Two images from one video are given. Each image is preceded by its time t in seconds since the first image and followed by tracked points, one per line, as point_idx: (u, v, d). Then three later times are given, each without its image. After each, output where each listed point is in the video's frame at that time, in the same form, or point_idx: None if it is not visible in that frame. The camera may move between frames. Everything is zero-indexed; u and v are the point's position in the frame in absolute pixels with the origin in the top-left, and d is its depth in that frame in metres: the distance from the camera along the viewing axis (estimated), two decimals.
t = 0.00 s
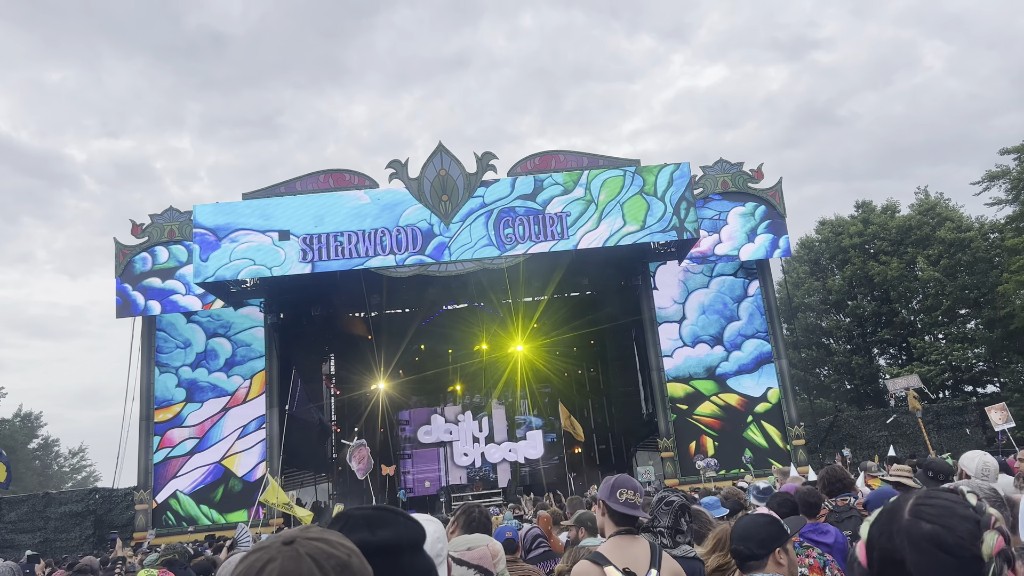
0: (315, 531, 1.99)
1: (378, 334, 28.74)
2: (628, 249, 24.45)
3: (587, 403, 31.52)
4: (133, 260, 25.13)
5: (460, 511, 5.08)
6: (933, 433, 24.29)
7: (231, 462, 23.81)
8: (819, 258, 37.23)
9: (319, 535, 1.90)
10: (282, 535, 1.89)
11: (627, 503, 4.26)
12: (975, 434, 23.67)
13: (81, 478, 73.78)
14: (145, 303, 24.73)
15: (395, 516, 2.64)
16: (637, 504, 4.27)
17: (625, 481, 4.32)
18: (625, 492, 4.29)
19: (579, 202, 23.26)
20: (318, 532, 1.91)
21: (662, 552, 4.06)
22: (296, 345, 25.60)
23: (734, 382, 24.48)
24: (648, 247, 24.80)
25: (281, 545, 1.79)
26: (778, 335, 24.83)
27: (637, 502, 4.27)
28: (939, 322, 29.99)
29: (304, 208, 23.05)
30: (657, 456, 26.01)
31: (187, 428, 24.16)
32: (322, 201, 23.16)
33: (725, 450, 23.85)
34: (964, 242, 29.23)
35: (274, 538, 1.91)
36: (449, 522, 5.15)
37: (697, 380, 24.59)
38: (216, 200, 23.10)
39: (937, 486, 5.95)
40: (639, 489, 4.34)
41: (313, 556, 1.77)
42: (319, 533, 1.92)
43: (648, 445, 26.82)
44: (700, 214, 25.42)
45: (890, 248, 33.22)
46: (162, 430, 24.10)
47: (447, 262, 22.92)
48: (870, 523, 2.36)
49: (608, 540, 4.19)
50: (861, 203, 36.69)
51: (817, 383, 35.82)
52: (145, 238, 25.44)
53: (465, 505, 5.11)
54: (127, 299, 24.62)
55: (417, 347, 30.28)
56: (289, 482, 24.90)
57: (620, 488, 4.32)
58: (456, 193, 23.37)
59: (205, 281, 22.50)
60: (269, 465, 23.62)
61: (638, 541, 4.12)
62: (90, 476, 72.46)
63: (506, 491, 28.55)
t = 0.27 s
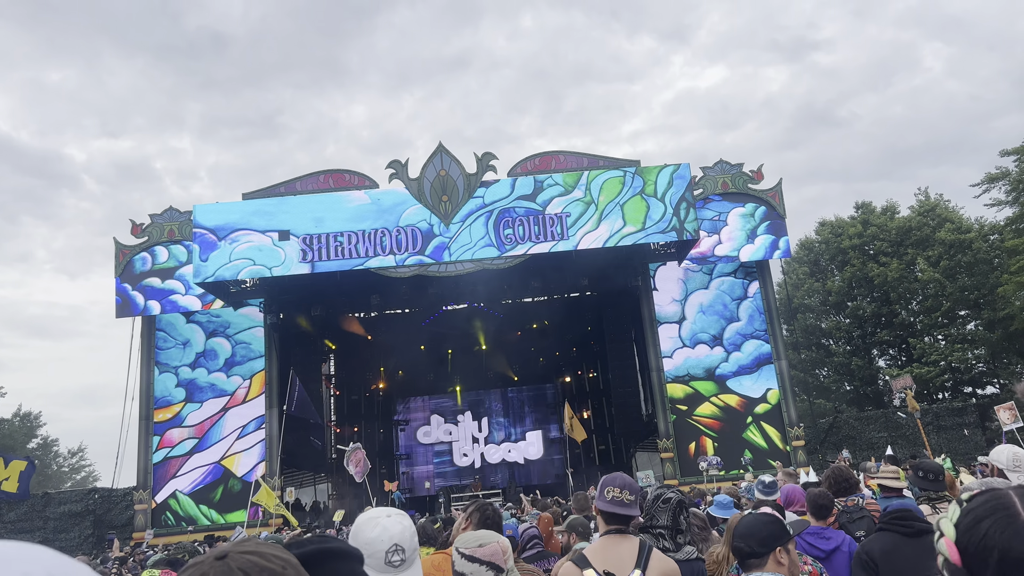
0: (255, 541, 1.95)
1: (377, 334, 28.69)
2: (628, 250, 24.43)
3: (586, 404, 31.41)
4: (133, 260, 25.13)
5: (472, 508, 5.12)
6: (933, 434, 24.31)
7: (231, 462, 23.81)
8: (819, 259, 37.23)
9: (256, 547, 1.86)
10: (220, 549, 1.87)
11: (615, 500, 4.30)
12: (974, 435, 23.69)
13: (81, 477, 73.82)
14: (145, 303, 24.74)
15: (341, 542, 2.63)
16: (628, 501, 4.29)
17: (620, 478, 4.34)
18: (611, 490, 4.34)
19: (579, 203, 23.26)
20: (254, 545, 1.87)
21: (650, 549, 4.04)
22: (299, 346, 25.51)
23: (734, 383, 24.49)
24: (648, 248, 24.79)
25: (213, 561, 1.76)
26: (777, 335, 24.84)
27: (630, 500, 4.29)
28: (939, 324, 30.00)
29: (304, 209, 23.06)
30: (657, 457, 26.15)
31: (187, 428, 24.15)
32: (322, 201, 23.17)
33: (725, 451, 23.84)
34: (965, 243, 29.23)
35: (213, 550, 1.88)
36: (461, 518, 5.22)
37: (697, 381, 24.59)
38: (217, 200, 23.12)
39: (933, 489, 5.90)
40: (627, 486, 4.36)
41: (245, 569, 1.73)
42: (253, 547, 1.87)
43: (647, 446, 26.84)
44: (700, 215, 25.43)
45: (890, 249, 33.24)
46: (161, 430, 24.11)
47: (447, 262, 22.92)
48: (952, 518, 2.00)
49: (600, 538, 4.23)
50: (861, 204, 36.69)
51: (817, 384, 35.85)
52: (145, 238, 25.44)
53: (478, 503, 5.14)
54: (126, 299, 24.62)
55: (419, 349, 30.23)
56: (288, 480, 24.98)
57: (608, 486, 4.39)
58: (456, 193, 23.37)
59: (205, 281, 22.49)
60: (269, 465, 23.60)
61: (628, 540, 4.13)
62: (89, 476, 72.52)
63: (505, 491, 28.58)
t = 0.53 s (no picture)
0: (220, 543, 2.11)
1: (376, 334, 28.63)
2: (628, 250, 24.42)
3: (585, 403, 31.34)
4: (132, 259, 25.11)
5: (468, 507, 5.13)
6: (931, 435, 24.20)
7: (230, 461, 23.79)
8: (818, 260, 37.23)
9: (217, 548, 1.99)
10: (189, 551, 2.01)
11: (601, 499, 4.29)
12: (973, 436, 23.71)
13: (80, 475, 73.81)
14: (144, 302, 24.67)
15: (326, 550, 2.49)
16: (614, 498, 4.28)
17: (601, 475, 4.32)
18: (597, 490, 4.32)
19: (579, 203, 23.26)
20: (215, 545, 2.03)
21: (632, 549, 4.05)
22: (299, 345, 25.40)
23: (732, 384, 24.50)
24: (647, 248, 24.78)
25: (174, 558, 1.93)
26: (776, 336, 24.85)
27: (614, 497, 4.28)
28: (938, 325, 29.99)
29: (304, 208, 23.06)
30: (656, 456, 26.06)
31: (186, 427, 24.14)
32: (321, 200, 23.16)
33: (724, 452, 23.84)
34: (964, 244, 29.23)
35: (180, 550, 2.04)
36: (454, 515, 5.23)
37: (696, 381, 24.61)
38: (217, 199, 23.11)
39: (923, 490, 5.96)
40: (612, 483, 4.34)
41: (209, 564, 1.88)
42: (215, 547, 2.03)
43: (645, 446, 26.83)
44: (700, 216, 25.43)
45: (889, 249, 33.23)
46: (160, 429, 24.09)
47: (446, 262, 22.90)
48: (983, 520, 2.19)
49: (587, 536, 4.26)
50: (861, 204, 36.68)
51: (816, 385, 35.86)
52: (144, 237, 25.43)
53: (473, 502, 5.16)
54: (126, 298, 24.61)
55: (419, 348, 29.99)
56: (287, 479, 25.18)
57: (593, 486, 4.36)
58: (455, 193, 23.37)
59: (204, 280, 22.48)
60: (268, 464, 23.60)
61: (612, 542, 4.17)
62: (88, 474, 72.61)
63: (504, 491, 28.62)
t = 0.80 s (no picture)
0: (235, 538, 2.12)
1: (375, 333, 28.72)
2: (627, 250, 24.41)
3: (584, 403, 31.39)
4: (131, 257, 25.07)
5: (448, 507, 5.08)
6: (930, 435, 24.39)
7: (228, 460, 23.75)
8: (817, 260, 37.25)
9: (224, 545, 2.03)
10: (203, 545, 2.06)
11: (581, 510, 4.28)
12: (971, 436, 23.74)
13: (78, 474, 73.71)
14: (142, 301, 24.61)
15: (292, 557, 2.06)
16: (594, 510, 4.27)
17: (582, 484, 4.32)
18: (577, 499, 4.30)
19: (578, 202, 23.25)
20: (225, 543, 2.05)
21: (611, 551, 4.07)
22: (296, 344, 25.57)
23: (731, 384, 24.51)
24: (647, 248, 24.78)
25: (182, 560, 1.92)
26: (774, 336, 24.89)
27: (594, 508, 4.27)
28: (937, 325, 30.01)
29: (303, 207, 23.06)
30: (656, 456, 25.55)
31: (184, 426, 24.11)
32: (321, 199, 23.15)
33: (723, 452, 23.85)
34: (963, 245, 29.27)
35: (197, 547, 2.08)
36: (437, 517, 5.16)
37: (694, 381, 24.61)
38: (215, 198, 23.07)
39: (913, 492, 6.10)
40: (594, 494, 4.32)
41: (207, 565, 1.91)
42: (227, 544, 2.05)
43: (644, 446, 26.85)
44: (699, 216, 25.44)
45: (888, 250, 33.25)
46: (159, 428, 24.05)
47: (445, 261, 22.89)
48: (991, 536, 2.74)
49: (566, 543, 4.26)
50: (860, 205, 36.71)
51: (814, 385, 35.88)
52: (143, 235, 25.40)
53: (453, 502, 5.10)
54: (124, 297, 24.56)
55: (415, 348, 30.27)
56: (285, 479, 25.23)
57: (573, 496, 4.35)
58: (455, 192, 23.37)
59: (203, 279, 22.44)
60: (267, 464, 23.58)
61: (591, 544, 4.17)
62: (86, 472, 72.51)
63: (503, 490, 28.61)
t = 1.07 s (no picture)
0: (295, 525, 2.00)
1: (376, 332, 28.76)
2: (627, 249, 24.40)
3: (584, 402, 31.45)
4: (131, 255, 25.08)
5: (430, 506, 5.05)
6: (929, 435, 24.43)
7: (228, 458, 23.77)
8: (818, 260, 37.25)
9: (287, 531, 1.91)
10: (255, 534, 1.93)
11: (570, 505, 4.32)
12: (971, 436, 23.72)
13: (78, 472, 73.76)
14: (142, 298, 24.64)
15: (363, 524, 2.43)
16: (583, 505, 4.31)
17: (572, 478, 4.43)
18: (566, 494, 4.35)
19: (579, 201, 23.23)
20: (285, 530, 1.92)
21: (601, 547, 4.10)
22: (296, 342, 25.56)
23: (731, 384, 24.50)
24: (647, 247, 24.77)
25: (244, 546, 1.83)
26: (774, 335, 24.91)
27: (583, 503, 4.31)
28: (937, 325, 29.99)
29: (303, 205, 23.05)
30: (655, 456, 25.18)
31: (184, 424, 24.12)
32: (321, 197, 23.14)
33: (722, 451, 23.87)
34: (963, 245, 29.26)
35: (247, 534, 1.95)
36: (420, 515, 5.12)
37: (694, 380, 24.61)
38: (215, 196, 23.05)
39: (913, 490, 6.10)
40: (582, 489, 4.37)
41: (268, 558, 1.78)
42: (288, 532, 1.92)
43: (644, 445, 26.83)
44: (699, 215, 25.42)
45: (888, 250, 33.23)
46: (159, 426, 24.06)
47: (445, 259, 22.90)
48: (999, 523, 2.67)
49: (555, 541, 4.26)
50: (860, 205, 36.69)
51: (814, 385, 35.90)
52: (143, 233, 25.40)
53: (436, 501, 5.09)
54: (125, 295, 24.57)
55: (414, 346, 30.19)
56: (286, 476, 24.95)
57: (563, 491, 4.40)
58: (455, 190, 23.37)
59: (203, 277, 22.43)
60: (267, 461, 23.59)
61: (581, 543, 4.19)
62: (87, 470, 72.64)
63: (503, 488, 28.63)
